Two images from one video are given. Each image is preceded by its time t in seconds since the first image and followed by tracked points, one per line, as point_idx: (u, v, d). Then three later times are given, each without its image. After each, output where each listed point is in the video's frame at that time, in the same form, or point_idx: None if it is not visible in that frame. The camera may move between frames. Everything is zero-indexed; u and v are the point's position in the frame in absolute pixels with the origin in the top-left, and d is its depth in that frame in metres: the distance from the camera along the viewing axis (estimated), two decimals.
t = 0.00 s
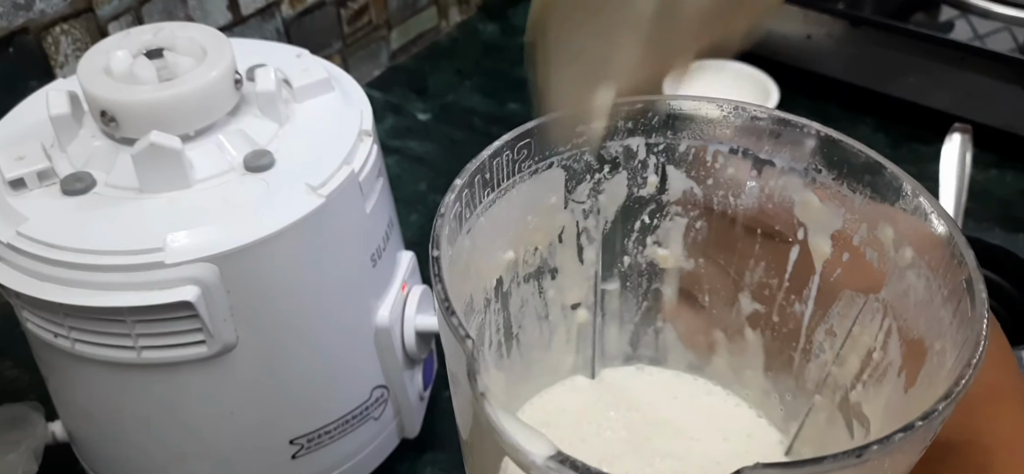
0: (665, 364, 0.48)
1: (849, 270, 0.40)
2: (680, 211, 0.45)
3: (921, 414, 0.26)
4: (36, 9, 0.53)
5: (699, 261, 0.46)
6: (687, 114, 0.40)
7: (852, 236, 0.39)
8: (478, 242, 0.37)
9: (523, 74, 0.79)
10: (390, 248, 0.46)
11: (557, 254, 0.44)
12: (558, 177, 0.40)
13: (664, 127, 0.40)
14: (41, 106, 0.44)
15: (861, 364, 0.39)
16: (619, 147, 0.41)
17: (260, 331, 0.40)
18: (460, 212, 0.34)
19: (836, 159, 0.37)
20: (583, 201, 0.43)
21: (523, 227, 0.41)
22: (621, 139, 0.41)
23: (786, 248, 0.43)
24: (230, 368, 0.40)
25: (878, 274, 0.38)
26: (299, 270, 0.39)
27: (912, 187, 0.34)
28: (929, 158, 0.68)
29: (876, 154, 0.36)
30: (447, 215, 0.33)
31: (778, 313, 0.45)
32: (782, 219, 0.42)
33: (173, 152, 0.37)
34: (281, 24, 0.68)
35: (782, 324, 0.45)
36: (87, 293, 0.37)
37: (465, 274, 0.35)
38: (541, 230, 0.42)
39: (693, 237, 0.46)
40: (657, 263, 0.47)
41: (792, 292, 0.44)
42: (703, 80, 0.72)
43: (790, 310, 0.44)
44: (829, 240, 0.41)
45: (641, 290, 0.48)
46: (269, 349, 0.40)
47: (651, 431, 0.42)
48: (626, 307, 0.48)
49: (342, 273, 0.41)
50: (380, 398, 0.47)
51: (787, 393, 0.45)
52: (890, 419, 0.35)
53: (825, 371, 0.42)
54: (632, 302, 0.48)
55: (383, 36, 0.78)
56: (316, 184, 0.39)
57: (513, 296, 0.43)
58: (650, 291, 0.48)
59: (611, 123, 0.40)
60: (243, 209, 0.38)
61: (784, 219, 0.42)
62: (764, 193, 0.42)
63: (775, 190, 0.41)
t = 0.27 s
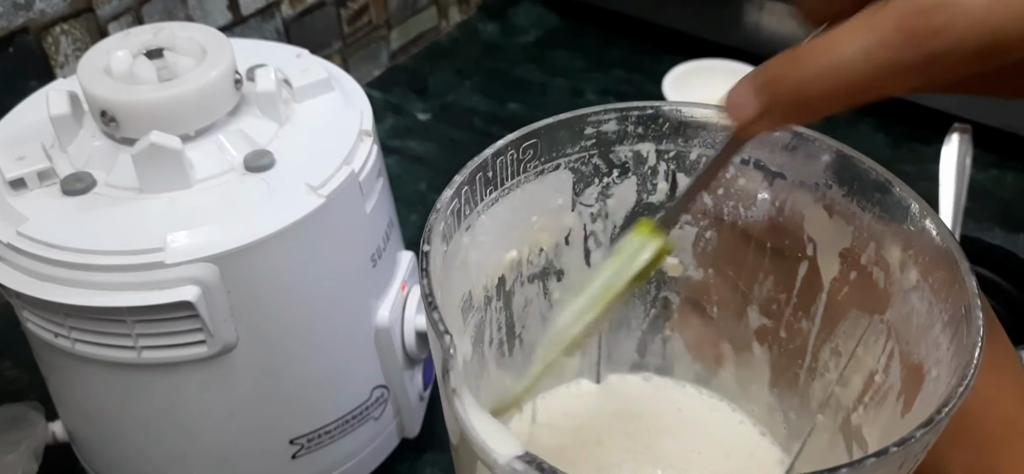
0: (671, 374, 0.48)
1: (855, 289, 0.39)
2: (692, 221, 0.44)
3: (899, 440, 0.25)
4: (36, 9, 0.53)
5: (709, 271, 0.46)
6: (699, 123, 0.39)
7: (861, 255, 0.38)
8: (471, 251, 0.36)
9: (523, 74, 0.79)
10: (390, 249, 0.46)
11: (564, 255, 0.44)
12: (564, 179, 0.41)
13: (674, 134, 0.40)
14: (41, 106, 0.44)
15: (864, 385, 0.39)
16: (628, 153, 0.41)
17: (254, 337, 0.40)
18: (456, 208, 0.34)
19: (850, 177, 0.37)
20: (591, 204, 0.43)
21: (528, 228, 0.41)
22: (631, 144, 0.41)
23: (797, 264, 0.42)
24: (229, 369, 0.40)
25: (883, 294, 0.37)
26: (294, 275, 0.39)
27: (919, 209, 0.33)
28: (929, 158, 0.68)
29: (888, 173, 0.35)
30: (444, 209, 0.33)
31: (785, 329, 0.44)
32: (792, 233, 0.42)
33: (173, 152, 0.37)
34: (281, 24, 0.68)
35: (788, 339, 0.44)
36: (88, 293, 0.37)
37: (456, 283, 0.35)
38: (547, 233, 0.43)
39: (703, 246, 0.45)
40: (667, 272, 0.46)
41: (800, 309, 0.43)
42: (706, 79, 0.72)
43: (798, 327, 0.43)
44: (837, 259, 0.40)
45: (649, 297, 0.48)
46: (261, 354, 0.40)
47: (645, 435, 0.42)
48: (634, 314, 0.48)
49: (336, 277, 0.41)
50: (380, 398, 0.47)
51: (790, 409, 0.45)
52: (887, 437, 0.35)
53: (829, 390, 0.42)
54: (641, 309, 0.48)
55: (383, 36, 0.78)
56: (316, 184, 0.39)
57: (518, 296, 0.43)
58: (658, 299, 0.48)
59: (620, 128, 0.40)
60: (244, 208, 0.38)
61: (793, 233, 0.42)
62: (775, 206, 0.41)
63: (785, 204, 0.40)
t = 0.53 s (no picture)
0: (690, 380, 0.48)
1: (880, 306, 0.39)
2: (715, 227, 0.44)
3: (899, 462, 0.27)
4: (36, 9, 0.53)
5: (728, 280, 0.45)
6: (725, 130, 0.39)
7: (886, 272, 0.38)
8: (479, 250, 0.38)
9: (523, 74, 0.79)
10: (390, 249, 0.46)
11: (586, 255, 0.46)
12: (589, 179, 0.42)
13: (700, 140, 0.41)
14: (41, 107, 0.44)
15: (882, 406, 0.39)
16: (654, 157, 0.42)
17: (272, 344, 0.40)
18: (473, 204, 0.36)
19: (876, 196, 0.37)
20: (615, 205, 0.44)
21: (551, 227, 0.43)
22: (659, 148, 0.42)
23: (820, 278, 0.42)
24: (229, 369, 0.40)
25: (905, 313, 0.37)
26: (312, 279, 0.40)
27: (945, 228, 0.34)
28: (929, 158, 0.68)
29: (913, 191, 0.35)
30: (460, 204, 0.35)
31: (808, 343, 0.45)
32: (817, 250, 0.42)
33: (173, 152, 0.37)
34: (281, 24, 0.68)
35: (811, 354, 0.45)
36: (87, 293, 0.37)
37: (466, 279, 0.36)
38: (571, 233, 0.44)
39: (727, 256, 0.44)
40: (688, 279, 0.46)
41: (824, 324, 0.43)
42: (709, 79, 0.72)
43: (821, 342, 0.44)
44: (863, 274, 0.40)
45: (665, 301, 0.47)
46: (278, 361, 0.41)
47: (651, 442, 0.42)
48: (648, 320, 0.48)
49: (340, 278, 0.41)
50: (380, 398, 0.47)
51: (810, 427, 0.45)
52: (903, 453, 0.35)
53: (848, 409, 0.42)
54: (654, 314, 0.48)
55: (383, 36, 0.78)
56: (316, 184, 0.39)
57: (537, 293, 0.45)
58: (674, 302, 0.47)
59: (648, 132, 0.41)
60: (243, 208, 0.38)
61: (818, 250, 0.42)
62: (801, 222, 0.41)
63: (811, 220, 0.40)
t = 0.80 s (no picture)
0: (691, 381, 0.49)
1: (880, 306, 0.39)
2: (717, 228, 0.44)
3: (899, 462, 0.27)
4: (36, 9, 0.53)
5: (732, 281, 0.46)
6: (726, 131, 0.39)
7: (885, 272, 0.38)
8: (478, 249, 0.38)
9: (523, 74, 0.79)
10: (390, 249, 0.46)
11: (586, 255, 0.46)
12: (589, 179, 0.42)
13: (701, 140, 0.41)
14: (41, 106, 0.44)
15: (882, 406, 0.39)
16: (654, 157, 0.42)
17: (274, 344, 0.40)
18: (473, 204, 0.36)
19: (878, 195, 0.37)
20: (615, 206, 0.44)
21: (551, 226, 0.43)
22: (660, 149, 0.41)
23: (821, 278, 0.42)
24: (230, 368, 0.40)
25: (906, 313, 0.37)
26: (309, 277, 0.40)
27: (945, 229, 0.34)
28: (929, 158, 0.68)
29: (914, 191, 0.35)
30: (460, 204, 0.35)
31: (808, 343, 0.45)
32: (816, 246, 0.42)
33: (173, 152, 0.37)
34: (281, 24, 0.68)
35: (810, 354, 0.45)
36: (87, 293, 0.37)
37: (467, 279, 0.36)
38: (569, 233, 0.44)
39: (728, 255, 0.45)
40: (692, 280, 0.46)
41: (823, 324, 0.43)
42: (710, 78, 0.72)
43: (821, 342, 0.44)
44: (863, 274, 0.40)
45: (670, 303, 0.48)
46: (280, 361, 0.41)
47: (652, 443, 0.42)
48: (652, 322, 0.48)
49: (341, 279, 0.41)
50: (380, 398, 0.47)
51: (810, 427, 0.45)
52: (902, 454, 0.35)
53: (847, 408, 0.42)
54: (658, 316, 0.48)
55: (383, 36, 0.78)
56: (316, 184, 0.39)
57: (538, 294, 0.45)
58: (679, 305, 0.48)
59: (648, 133, 0.41)
60: (243, 208, 0.38)
61: (819, 246, 0.42)
62: (802, 220, 0.41)
63: (814, 218, 0.41)
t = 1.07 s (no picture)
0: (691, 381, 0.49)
1: (880, 307, 0.39)
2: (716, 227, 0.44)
3: (899, 462, 0.27)
4: (36, 9, 0.53)
5: (732, 280, 0.46)
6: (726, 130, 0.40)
7: (886, 272, 0.38)
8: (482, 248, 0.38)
9: (523, 74, 0.79)
10: (390, 249, 0.46)
11: (586, 255, 0.46)
12: (589, 179, 0.42)
13: (701, 140, 0.41)
14: (41, 106, 0.44)
15: (882, 406, 0.39)
16: (654, 157, 0.42)
17: (275, 344, 0.40)
18: (473, 204, 0.36)
19: (878, 193, 0.37)
20: (614, 205, 0.44)
21: (551, 226, 0.43)
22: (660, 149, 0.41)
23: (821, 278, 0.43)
24: (230, 368, 0.40)
25: (906, 313, 0.37)
26: (309, 276, 0.40)
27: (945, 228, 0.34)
28: (930, 158, 0.68)
29: (914, 190, 0.35)
30: (460, 204, 0.35)
31: (808, 343, 0.45)
32: (816, 246, 0.42)
33: (173, 152, 0.37)
34: (281, 24, 0.68)
35: (811, 354, 0.45)
36: (87, 293, 0.37)
37: (467, 278, 0.36)
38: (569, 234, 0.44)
39: (728, 255, 0.45)
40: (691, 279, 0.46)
41: (824, 324, 0.43)
42: (710, 78, 0.72)
43: (821, 342, 0.44)
44: (863, 274, 0.40)
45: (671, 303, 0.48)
46: (280, 361, 0.41)
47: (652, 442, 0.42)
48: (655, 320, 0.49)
49: (341, 279, 0.41)
50: (380, 398, 0.47)
51: (810, 427, 0.45)
52: (902, 454, 0.35)
53: (848, 408, 0.42)
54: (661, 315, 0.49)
55: (383, 36, 0.78)
56: (316, 184, 0.39)
57: (538, 294, 0.45)
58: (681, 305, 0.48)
59: (648, 133, 0.41)
60: (243, 208, 0.38)
61: (819, 246, 0.42)
62: (802, 219, 0.41)
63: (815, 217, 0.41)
